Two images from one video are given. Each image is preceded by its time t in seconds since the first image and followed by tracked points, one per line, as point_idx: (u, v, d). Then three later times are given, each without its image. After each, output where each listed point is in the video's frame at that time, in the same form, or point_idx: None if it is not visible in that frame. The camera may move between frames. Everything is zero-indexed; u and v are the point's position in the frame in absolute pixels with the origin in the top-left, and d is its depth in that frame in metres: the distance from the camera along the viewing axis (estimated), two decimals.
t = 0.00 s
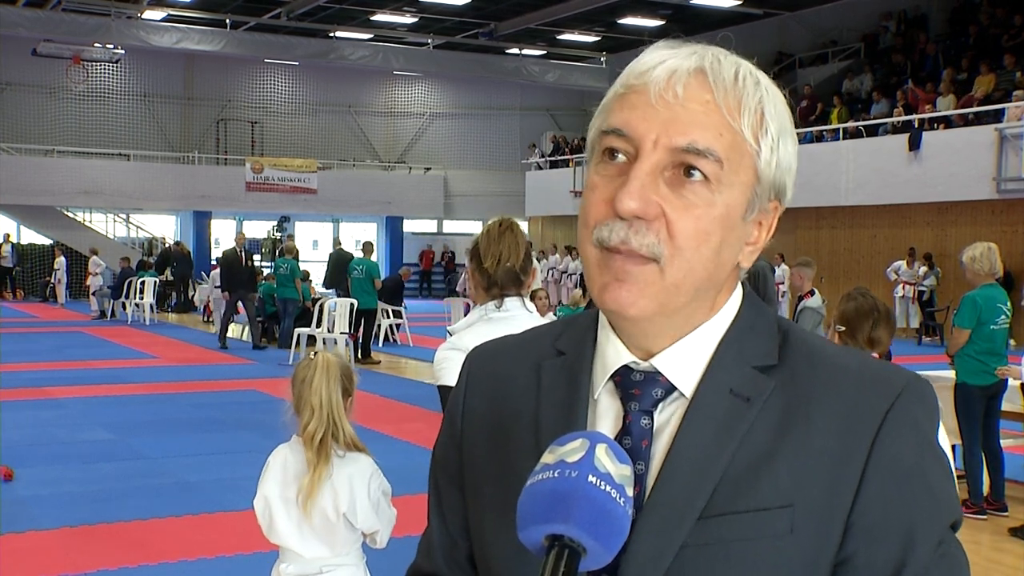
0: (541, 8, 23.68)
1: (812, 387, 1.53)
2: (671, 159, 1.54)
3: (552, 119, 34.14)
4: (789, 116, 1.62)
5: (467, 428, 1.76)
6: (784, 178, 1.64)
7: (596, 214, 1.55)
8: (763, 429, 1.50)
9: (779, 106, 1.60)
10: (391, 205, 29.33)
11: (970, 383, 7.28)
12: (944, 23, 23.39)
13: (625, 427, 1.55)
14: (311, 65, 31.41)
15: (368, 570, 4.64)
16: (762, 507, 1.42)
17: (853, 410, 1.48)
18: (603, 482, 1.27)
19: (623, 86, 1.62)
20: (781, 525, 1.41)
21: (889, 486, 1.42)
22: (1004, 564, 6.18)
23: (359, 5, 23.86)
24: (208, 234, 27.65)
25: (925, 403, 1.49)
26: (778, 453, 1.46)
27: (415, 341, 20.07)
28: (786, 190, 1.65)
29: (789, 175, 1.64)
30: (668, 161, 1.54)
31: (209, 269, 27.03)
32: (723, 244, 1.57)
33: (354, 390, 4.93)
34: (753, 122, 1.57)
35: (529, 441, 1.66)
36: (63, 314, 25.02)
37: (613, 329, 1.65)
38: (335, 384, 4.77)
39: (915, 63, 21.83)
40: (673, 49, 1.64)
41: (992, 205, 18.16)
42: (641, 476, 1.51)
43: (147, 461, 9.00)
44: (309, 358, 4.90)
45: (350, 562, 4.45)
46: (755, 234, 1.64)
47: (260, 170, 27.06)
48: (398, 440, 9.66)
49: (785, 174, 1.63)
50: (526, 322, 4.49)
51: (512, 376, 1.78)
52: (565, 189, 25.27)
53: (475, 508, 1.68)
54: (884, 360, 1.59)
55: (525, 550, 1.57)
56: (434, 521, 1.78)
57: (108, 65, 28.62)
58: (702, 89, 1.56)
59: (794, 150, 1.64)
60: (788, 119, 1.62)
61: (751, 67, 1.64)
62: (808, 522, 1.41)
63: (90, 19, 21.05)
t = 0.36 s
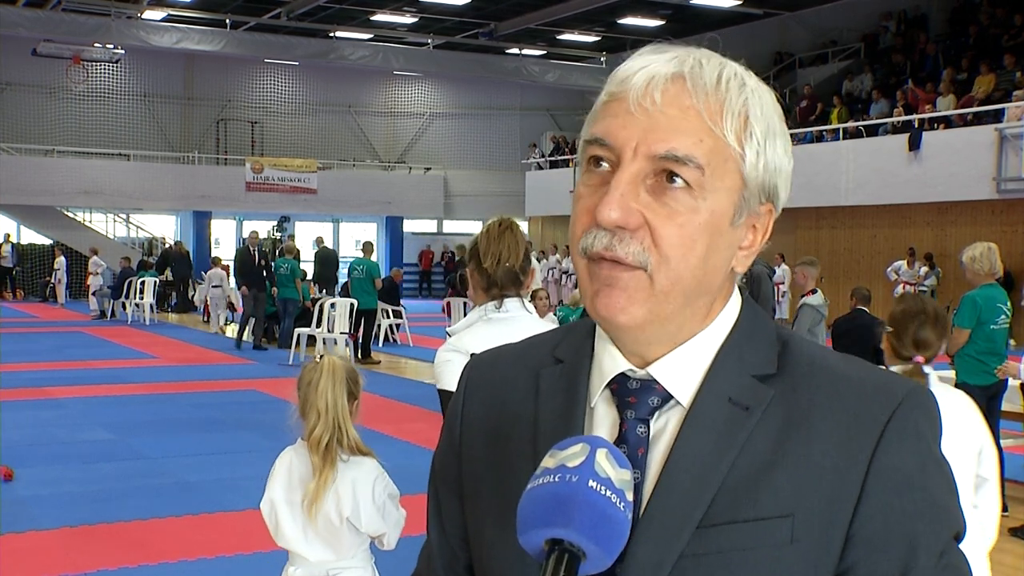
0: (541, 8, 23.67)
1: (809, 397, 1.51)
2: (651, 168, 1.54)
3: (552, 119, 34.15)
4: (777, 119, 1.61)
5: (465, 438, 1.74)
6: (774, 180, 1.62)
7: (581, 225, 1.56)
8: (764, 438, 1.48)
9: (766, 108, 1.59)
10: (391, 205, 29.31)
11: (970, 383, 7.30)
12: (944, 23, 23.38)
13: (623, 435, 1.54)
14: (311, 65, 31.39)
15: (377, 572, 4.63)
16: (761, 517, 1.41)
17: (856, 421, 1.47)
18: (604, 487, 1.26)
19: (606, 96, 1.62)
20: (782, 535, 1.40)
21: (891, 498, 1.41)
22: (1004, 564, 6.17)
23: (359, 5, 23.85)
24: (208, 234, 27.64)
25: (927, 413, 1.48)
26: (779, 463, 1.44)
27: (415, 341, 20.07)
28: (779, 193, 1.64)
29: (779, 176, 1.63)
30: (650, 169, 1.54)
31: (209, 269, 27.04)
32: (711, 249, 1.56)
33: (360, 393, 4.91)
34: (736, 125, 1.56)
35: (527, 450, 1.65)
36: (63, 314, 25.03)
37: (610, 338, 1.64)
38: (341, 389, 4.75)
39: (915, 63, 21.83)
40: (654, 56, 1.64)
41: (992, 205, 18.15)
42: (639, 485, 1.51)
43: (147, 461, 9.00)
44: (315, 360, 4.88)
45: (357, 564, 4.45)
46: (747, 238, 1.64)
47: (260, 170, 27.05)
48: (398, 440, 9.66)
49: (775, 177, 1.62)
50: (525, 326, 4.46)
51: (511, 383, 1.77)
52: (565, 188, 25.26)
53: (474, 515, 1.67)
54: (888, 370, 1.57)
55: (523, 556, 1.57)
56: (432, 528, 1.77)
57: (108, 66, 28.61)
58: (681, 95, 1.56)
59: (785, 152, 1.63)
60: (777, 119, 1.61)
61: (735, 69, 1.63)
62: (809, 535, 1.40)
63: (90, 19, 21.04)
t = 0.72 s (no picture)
0: (541, 8, 23.68)
1: (806, 397, 1.52)
2: (624, 159, 1.56)
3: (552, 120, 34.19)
4: (738, 93, 1.63)
5: (458, 439, 1.75)
6: (745, 151, 1.65)
7: (562, 226, 1.58)
8: (760, 439, 1.49)
9: (724, 83, 1.61)
10: (391, 205, 29.28)
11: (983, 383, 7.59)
12: (944, 23, 23.40)
13: (618, 436, 1.56)
14: (311, 65, 31.39)
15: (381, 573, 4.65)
16: (759, 519, 1.42)
17: (851, 423, 1.48)
18: (605, 482, 1.28)
19: (568, 100, 1.65)
20: (779, 537, 1.41)
21: (887, 499, 1.43)
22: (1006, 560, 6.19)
23: (359, 5, 23.87)
24: (209, 234, 27.64)
25: (924, 415, 1.49)
26: (775, 466, 1.46)
27: (415, 341, 20.08)
28: (752, 166, 1.66)
29: (750, 148, 1.65)
30: (622, 161, 1.56)
31: (209, 269, 27.06)
32: (696, 232, 1.58)
33: (365, 395, 4.92)
34: (698, 103, 1.58)
35: (522, 450, 1.66)
36: (63, 314, 25.05)
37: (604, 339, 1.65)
38: (346, 391, 4.75)
39: (915, 63, 21.85)
40: (605, 53, 1.67)
41: (992, 205, 18.17)
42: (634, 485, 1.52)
43: (147, 461, 9.01)
44: (320, 363, 4.88)
45: (361, 566, 4.46)
46: (729, 217, 1.66)
47: (260, 170, 27.05)
48: (399, 441, 9.68)
49: (746, 150, 1.64)
50: (529, 326, 4.48)
51: (506, 385, 1.78)
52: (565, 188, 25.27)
53: (467, 517, 1.68)
54: (881, 370, 1.59)
55: (519, 556, 1.58)
56: (423, 527, 1.78)
57: (108, 65, 28.63)
58: (637, 83, 1.58)
59: (751, 124, 1.65)
60: (738, 94, 1.63)
61: (688, 50, 1.66)
62: (806, 535, 1.41)
63: (90, 19, 21.05)
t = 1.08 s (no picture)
0: (540, 8, 23.68)
1: (806, 398, 1.52)
2: (617, 162, 1.56)
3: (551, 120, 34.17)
4: (724, 86, 1.62)
5: (458, 440, 1.75)
6: (738, 143, 1.64)
7: (563, 233, 1.57)
8: (760, 441, 1.49)
9: (709, 78, 1.61)
10: (391, 205, 29.27)
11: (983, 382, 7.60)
12: (943, 23, 23.40)
13: (619, 437, 1.55)
14: (311, 65, 31.40)
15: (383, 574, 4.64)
16: (760, 521, 1.42)
17: (852, 423, 1.48)
18: (601, 484, 1.28)
19: (556, 109, 1.65)
20: (781, 539, 1.40)
21: (887, 500, 1.43)
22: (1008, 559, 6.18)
23: (359, 5, 23.86)
24: (208, 233, 27.62)
25: (924, 414, 1.49)
26: (777, 465, 1.45)
27: (415, 341, 20.06)
28: (746, 157, 1.65)
29: (742, 139, 1.64)
30: (615, 164, 1.56)
31: (208, 269, 27.05)
32: (694, 229, 1.57)
33: (367, 394, 4.92)
34: (686, 100, 1.58)
35: (522, 450, 1.66)
36: (63, 314, 25.04)
37: (605, 340, 1.65)
38: (348, 391, 4.76)
39: (914, 63, 21.85)
40: (587, 59, 1.67)
41: (992, 205, 18.17)
42: (637, 486, 1.51)
43: (147, 461, 9.01)
44: (322, 363, 4.88)
45: (363, 566, 4.45)
46: (728, 210, 1.66)
47: (260, 170, 27.02)
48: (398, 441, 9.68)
49: (738, 142, 1.63)
50: (521, 326, 4.39)
51: (507, 386, 1.78)
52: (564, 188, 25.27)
53: (467, 517, 1.68)
54: (883, 370, 1.58)
55: (520, 556, 1.58)
56: (425, 529, 1.77)
57: (108, 65, 28.62)
58: (623, 85, 1.58)
59: (739, 115, 1.64)
60: (724, 87, 1.62)
61: (670, 47, 1.66)
62: (808, 537, 1.41)
63: (90, 19, 21.03)
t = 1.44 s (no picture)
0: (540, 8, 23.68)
1: (811, 397, 1.52)
2: (628, 151, 1.57)
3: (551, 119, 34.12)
4: (734, 85, 1.64)
5: (464, 438, 1.75)
6: (747, 140, 1.65)
7: (572, 221, 1.58)
8: (767, 439, 1.49)
9: (719, 73, 1.63)
10: (390, 205, 29.26)
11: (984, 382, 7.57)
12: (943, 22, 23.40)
13: (624, 434, 1.56)
14: (311, 65, 31.38)
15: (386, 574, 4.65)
16: (767, 519, 1.42)
17: (858, 420, 1.48)
18: (600, 483, 1.28)
19: (567, 101, 1.66)
20: (786, 537, 1.41)
21: (895, 498, 1.43)
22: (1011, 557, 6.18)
23: (358, 5, 23.85)
24: (208, 233, 27.61)
25: (930, 415, 1.50)
26: (784, 463, 1.46)
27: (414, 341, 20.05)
28: (752, 152, 1.67)
29: (750, 136, 1.66)
30: (625, 152, 1.57)
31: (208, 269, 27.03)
32: (702, 221, 1.58)
33: (370, 395, 4.92)
34: (697, 93, 1.59)
35: (527, 447, 1.67)
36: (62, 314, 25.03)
37: (610, 337, 1.66)
38: (351, 392, 4.76)
39: (914, 63, 21.85)
40: (599, 53, 1.69)
41: (991, 204, 18.17)
42: (642, 484, 1.51)
43: (147, 461, 9.01)
44: (324, 363, 4.88)
45: (367, 567, 4.47)
46: (735, 207, 1.67)
47: (260, 170, 26.99)
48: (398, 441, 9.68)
49: (746, 138, 1.65)
50: (518, 327, 4.46)
51: (512, 385, 1.78)
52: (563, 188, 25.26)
53: (473, 517, 1.68)
54: (888, 371, 1.58)
55: (524, 555, 1.58)
56: (429, 528, 1.78)
57: (108, 65, 28.61)
58: (635, 76, 1.60)
59: (749, 113, 1.66)
60: (735, 85, 1.64)
61: (681, 45, 1.67)
62: (812, 535, 1.41)
63: (89, 19, 21.01)
